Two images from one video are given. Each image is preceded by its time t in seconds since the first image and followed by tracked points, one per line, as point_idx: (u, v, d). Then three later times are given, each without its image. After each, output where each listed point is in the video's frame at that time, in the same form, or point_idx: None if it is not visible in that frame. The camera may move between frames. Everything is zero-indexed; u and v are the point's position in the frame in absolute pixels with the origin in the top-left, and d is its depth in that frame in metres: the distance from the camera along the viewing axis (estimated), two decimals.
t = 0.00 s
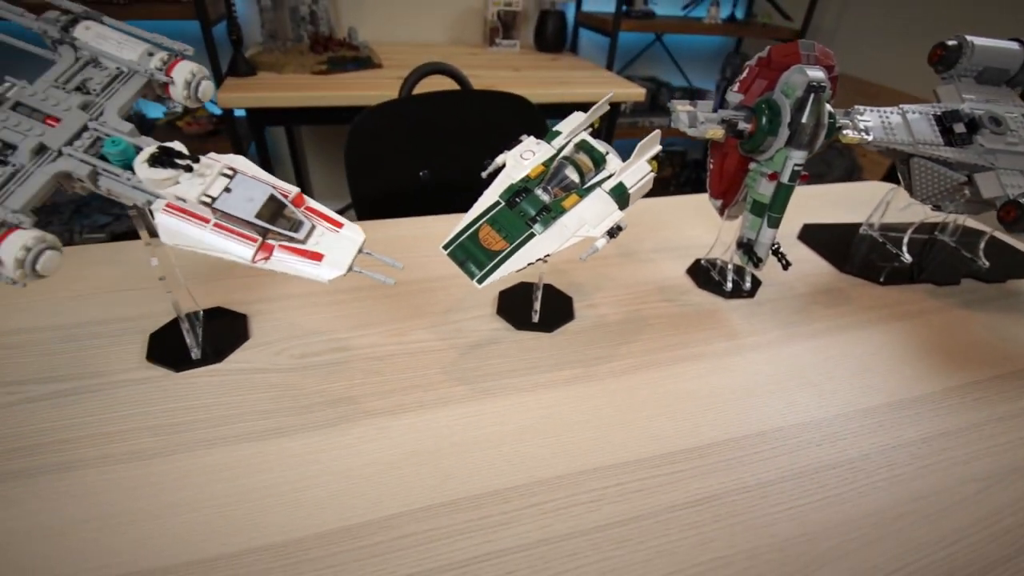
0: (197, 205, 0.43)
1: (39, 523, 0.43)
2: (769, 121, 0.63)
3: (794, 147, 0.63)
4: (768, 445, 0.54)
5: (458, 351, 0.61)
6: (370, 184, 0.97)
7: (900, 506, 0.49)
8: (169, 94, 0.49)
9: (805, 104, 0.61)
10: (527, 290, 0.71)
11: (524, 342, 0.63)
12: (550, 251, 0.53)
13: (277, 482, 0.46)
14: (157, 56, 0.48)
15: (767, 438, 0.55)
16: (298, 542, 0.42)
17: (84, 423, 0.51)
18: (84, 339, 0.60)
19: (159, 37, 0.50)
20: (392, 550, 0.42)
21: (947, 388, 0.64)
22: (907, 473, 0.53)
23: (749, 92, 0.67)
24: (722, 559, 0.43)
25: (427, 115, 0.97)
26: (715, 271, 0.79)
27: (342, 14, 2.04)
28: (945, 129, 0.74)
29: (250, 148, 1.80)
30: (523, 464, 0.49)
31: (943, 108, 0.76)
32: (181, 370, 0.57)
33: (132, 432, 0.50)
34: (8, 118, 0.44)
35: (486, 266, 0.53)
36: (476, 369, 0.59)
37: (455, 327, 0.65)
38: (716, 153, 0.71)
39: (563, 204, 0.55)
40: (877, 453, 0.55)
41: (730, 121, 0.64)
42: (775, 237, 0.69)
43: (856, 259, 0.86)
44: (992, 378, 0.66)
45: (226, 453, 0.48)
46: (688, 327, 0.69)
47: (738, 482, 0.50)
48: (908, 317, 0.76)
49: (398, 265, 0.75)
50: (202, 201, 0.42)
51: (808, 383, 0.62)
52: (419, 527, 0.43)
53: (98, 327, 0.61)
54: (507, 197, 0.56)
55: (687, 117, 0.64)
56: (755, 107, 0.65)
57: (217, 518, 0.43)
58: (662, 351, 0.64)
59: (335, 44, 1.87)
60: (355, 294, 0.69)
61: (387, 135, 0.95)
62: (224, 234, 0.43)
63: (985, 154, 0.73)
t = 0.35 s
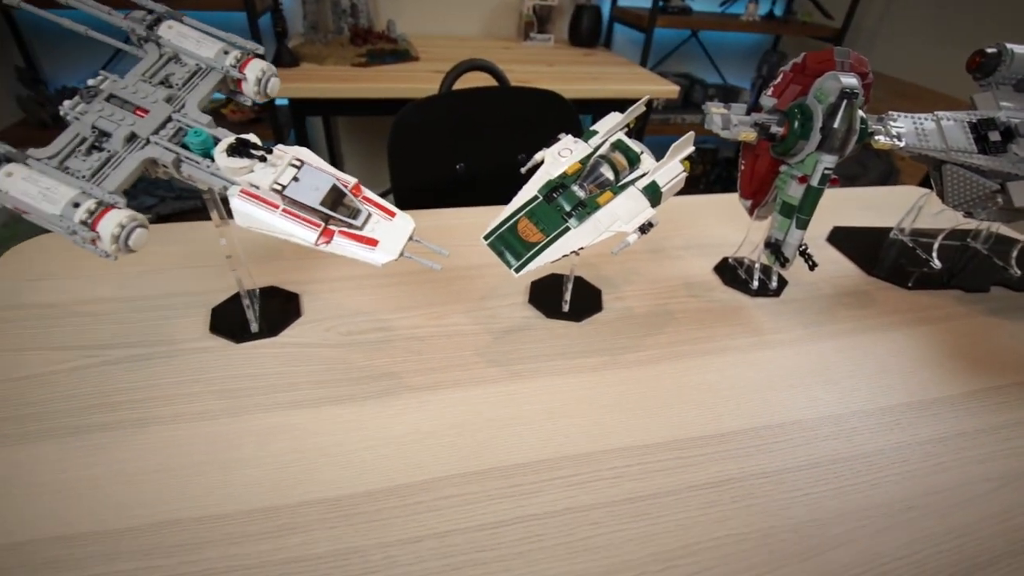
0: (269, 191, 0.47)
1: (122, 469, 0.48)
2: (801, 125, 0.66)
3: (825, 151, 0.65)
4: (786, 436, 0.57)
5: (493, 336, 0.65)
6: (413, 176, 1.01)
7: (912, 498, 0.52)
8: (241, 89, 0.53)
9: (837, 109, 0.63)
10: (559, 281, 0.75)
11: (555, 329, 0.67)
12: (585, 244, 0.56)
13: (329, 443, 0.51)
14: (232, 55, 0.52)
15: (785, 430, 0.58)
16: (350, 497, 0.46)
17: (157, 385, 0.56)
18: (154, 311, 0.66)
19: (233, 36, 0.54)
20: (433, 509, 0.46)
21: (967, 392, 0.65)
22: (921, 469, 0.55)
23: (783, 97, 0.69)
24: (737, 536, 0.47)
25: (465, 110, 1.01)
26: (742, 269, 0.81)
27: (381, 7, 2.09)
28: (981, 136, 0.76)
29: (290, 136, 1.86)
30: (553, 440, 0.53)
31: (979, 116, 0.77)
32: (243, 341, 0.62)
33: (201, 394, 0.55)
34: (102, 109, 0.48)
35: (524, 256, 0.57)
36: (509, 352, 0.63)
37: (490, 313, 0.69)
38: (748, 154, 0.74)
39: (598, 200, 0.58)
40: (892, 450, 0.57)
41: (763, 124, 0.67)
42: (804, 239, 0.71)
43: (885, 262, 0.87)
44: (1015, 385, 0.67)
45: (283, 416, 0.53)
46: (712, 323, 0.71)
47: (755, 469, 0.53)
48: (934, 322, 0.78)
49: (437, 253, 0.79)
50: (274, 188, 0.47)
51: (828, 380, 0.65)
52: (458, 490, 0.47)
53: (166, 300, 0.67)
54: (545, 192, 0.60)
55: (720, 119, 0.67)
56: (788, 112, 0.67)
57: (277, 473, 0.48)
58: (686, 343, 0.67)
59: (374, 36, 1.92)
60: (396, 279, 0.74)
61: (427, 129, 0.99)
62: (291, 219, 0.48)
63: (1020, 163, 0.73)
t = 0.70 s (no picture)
0: (334, 195, 0.51)
1: (191, 448, 0.52)
2: (840, 139, 0.67)
3: (862, 166, 0.66)
4: (817, 444, 0.58)
5: (531, 336, 0.68)
6: (449, 182, 1.05)
7: (943, 509, 0.53)
8: (306, 99, 0.57)
9: (875, 125, 0.64)
10: (594, 286, 0.77)
11: (591, 332, 0.69)
12: (624, 251, 0.59)
13: (379, 432, 0.54)
14: (300, 66, 0.56)
15: (817, 438, 0.59)
16: (400, 482, 0.50)
17: (219, 372, 0.60)
18: (214, 303, 0.70)
19: (300, 48, 0.58)
20: (478, 497, 0.49)
21: (1002, 408, 0.66)
22: (953, 481, 0.56)
23: (821, 111, 0.71)
24: (768, 537, 0.48)
25: (503, 118, 1.04)
26: (775, 280, 0.82)
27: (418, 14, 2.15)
28: (1019, 153, 0.75)
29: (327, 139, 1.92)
30: (590, 438, 0.55)
31: (1019, 133, 0.77)
32: (296, 334, 0.66)
33: (260, 382, 0.59)
34: (184, 115, 0.52)
35: (565, 261, 0.59)
36: (547, 353, 0.65)
37: (528, 314, 0.72)
38: (784, 167, 0.75)
39: (638, 209, 0.60)
40: (924, 461, 0.58)
41: (800, 138, 0.68)
42: (838, 251, 0.72)
43: (920, 276, 0.87)
44: None
45: (336, 406, 0.57)
46: (745, 331, 0.73)
47: (787, 474, 0.54)
48: (969, 337, 0.78)
49: (476, 256, 0.82)
50: (338, 192, 0.51)
51: (860, 391, 0.65)
52: (500, 480, 0.50)
53: (224, 293, 0.72)
54: (587, 200, 0.62)
55: (758, 132, 0.68)
56: (826, 126, 0.69)
57: (332, 457, 0.51)
58: (718, 351, 0.69)
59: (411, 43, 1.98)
60: (438, 280, 0.77)
61: (467, 135, 1.03)
62: (353, 220, 0.51)
63: None
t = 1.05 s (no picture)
0: (381, 195, 0.53)
1: (239, 433, 0.54)
2: (877, 149, 0.67)
3: (900, 176, 0.66)
4: (847, 453, 0.59)
5: (563, 336, 0.69)
6: (481, 184, 1.07)
7: (976, 521, 0.53)
8: (355, 102, 0.60)
9: (914, 136, 0.64)
10: (624, 289, 0.78)
11: (621, 334, 0.70)
12: (659, 254, 0.59)
13: (417, 424, 0.56)
14: (350, 71, 0.58)
15: (847, 446, 0.59)
16: (438, 473, 0.51)
17: (263, 362, 0.63)
18: (258, 296, 0.73)
19: (350, 54, 0.60)
20: (513, 490, 0.50)
21: None
22: (987, 494, 0.55)
23: (859, 121, 0.71)
24: (798, 541, 0.49)
25: (536, 121, 1.05)
26: (807, 288, 0.82)
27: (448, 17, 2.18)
28: None
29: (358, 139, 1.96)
30: (621, 438, 0.56)
31: None
32: (336, 327, 0.68)
33: (302, 372, 0.62)
34: (242, 116, 0.55)
35: (600, 263, 0.61)
36: (578, 353, 0.67)
37: (559, 315, 0.73)
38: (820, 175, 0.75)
39: (673, 214, 0.61)
40: (957, 473, 0.57)
41: (837, 147, 0.68)
42: (873, 260, 0.73)
43: (954, 287, 0.86)
44: None
45: (376, 398, 0.59)
46: (775, 338, 0.73)
47: (817, 481, 0.55)
48: (1005, 350, 0.77)
49: (508, 256, 0.84)
50: (386, 193, 0.53)
51: (892, 401, 0.65)
52: (534, 475, 0.52)
53: (268, 288, 0.75)
54: (622, 205, 0.63)
55: (795, 140, 0.69)
56: (863, 136, 0.69)
57: (373, 446, 0.54)
58: (748, 357, 0.69)
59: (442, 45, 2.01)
60: (470, 279, 0.79)
61: (500, 138, 1.04)
62: (399, 220, 0.53)
63: None
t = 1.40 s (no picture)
0: (426, 197, 0.54)
1: (281, 426, 0.55)
2: (923, 157, 0.66)
3: (947, 186, 0.65)
4: (888, 466, 0.58)
5: (597, 339, 0.69)
6: (510, 185, 1.08)
7: None
8: (400, 105, 0.61)
9: (963, 145, 0.63)
10: (658, 293, 0.78)
11: (656, 339, 0.70)
12: (699, 260, 0.59)
13: (454, 423, 0.57)
14: (396, 74, 0.59)
15: (889, 459, 0.58)
16: (476, 472, 0.52)
17: (303, 357, 0.64)
18: (297, 292, 0.75)
19: (395, 56, 0.61)
20: (551, 492, 0.50)
21: None
22: None
23: (905, 129, 0.69)
24: (840, 555, 0.49)
25: (569, 123, 1.05)
26: (845, 297, 0.81)
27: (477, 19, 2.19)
28: None
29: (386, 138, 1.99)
30: (658, 443, 0.56)
31: None
32: (374, 325, 0.69)
33: (342, 368, 0.63)
34: (292, 117, 0.56)
35: (640, 268, 0.61)
36: (613, 357, 0.67)
37: (593, 318, 0.73)
38: (862, 183, 0.74)
39: (714, 220, 0.61)
40: (1004, 491, 0.56)
41: (882, 155, 0.67)
42: (916, 270, 0.71)
43: (995, 298, 0.84)
44: None
45: (413, 395, 0.60)
46: (812, 348, 0.72)
47: (859, 493, 0.54)
48: None
49: (541, 258, 0.84)
50: (431, 195, 0.54)
51: (934, 414, 0.64)
52: (571, 478, 0.52)
53: (306, 284, 0.76)
54: (663, 209, 0.62)
55: (838, 147, 0.68)
56: (909, 144, 0.68)
57: (411, 443, 0.54)
58: (785, 366, 0.69)
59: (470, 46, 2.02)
60: (504, 280, 0.79)
61: (533, 140, 1.04)
62: (442, 222, 0.54)
63: None
